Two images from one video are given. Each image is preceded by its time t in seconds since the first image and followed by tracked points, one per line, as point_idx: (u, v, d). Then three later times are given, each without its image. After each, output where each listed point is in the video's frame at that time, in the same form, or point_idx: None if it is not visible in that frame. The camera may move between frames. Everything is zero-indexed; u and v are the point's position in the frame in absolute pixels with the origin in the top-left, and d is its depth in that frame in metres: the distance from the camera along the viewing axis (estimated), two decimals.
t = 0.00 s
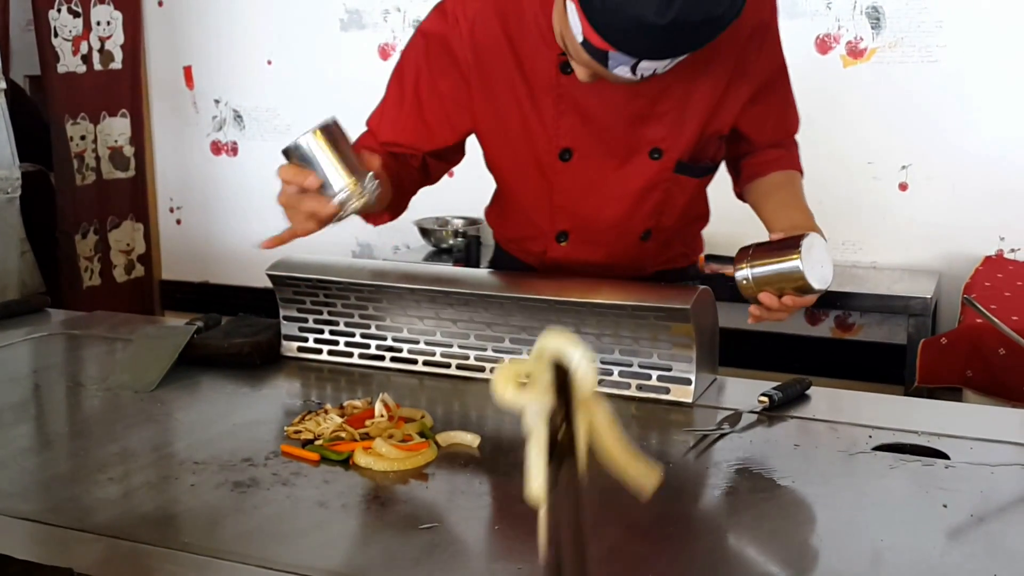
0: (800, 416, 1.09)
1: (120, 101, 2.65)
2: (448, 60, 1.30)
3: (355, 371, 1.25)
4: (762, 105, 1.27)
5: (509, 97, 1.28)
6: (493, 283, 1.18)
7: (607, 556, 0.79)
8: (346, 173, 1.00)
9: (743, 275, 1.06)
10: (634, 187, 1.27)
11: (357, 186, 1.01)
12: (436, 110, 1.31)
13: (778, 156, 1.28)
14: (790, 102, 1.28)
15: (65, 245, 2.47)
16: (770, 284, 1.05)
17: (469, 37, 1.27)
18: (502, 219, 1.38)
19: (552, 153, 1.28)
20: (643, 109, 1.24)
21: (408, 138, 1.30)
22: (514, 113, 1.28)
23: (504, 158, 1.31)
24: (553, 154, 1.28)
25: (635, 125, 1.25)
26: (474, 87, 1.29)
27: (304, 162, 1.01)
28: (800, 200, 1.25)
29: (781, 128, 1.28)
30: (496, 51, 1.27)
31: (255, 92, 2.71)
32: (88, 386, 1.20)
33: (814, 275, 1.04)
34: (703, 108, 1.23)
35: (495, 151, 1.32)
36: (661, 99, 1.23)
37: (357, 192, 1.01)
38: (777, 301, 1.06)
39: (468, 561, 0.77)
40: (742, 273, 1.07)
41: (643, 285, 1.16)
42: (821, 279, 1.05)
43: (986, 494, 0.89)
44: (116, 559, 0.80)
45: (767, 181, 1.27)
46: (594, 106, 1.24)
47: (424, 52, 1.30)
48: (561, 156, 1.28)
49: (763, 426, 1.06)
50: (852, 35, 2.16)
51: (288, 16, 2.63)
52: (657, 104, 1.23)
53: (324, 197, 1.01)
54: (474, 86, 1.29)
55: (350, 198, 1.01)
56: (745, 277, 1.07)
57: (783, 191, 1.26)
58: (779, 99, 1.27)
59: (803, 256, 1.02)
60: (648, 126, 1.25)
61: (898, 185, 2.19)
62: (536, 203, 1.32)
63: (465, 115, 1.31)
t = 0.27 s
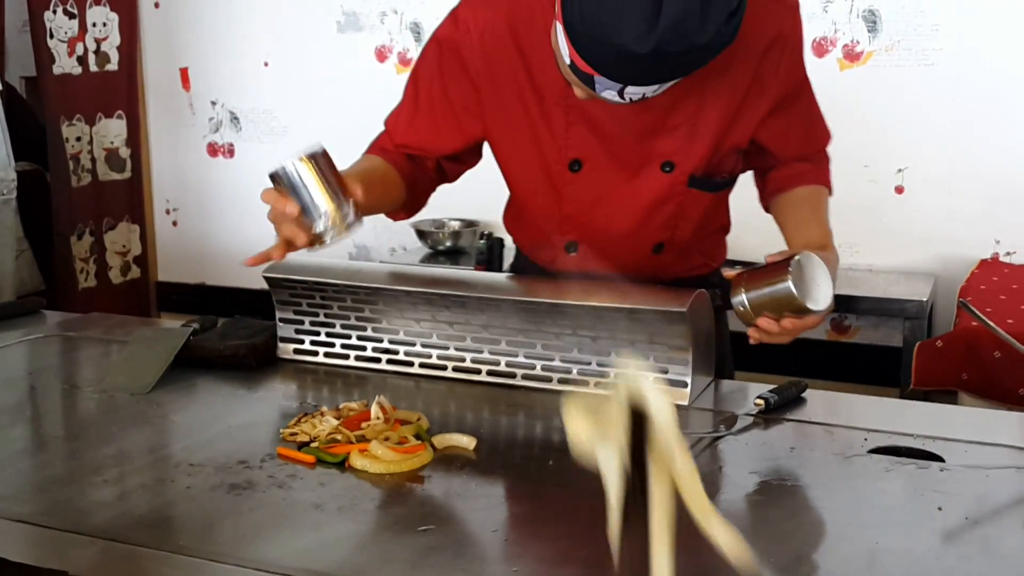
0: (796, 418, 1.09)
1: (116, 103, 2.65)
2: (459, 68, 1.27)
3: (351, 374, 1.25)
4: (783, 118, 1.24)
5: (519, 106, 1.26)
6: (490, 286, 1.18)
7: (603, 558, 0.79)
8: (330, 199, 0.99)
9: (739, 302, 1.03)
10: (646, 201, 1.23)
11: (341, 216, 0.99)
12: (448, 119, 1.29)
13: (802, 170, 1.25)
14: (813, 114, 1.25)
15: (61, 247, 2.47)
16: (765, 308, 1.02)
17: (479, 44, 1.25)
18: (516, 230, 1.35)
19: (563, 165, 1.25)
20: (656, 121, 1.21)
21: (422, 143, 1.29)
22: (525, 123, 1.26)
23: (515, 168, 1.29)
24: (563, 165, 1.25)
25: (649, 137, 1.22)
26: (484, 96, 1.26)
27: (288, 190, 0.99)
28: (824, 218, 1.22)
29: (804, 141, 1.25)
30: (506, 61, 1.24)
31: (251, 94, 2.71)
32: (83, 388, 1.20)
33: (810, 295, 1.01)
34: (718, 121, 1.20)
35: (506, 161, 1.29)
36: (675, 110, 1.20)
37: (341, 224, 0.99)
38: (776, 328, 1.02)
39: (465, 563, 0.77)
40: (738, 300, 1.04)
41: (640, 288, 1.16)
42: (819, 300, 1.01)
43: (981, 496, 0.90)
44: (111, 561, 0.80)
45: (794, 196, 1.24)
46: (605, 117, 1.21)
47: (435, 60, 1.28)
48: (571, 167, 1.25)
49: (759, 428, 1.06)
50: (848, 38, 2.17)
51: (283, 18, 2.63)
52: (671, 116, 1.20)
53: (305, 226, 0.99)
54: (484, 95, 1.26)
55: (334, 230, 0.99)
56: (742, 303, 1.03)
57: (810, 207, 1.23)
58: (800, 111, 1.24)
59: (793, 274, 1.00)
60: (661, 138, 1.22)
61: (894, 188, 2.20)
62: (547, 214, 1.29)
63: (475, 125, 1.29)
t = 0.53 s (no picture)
0: (797, 418, 1.09)
1: (116, 103, 2.65)
2: (463, 76, 1.27)
3: (352, 374, 1.25)
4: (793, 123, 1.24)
5: (525, 113, 1.25)
6: (491, 287, 1.18)
7: (604, 559, 0.79)
8: (338, 219, 1.00)
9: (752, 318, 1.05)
10: (652, 209, 1.23)
11: (350, 234, 1.01)
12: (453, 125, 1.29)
13: (815, 174, 1.26)
14: (822, 119, 1.25)
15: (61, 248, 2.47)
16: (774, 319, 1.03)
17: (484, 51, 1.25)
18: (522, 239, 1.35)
19: (568, 173, 1.24)
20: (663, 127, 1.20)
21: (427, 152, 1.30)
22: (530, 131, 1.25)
23: (519, 177, 1.28)
24: (568, 173, 1.25)
25: (656, 143, 1.21)
26: (490, 104, 1.26)
27: (295, 209, 0.99)
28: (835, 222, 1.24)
29: (815, 146, 1.25)
30: (512, 69, 1.24)
31: (251, 94, 2.71)
32: (84, 389, 1.20)
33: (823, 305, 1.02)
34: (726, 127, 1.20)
35: (511, 170, 1.28)
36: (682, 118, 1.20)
37: (350, 241, 1.01)
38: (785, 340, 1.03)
39: (465, 564, 0.77)
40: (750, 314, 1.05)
41: (640, 287, 1.16)
42: (831, 313, 1.01)
43: (983, 496, 0.89)
44: (111, 563, 0.80)
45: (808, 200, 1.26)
46: (612, 124, 1.20)
47: (439, 67, 1.27)
48: (577, 176, 1.24)
49: (761, 427, 1.06)
50: (848, 36, 2.16)
51: (283, 18, 2.63)
52: (678, 123, 1.20)
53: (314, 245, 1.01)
54: (490, 103, 1.26)
55: (343, 248, 1.01)
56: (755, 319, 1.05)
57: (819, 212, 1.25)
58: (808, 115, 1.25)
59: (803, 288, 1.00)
60: (668, 145, 1.21)
61: (894, 186, 2.20)
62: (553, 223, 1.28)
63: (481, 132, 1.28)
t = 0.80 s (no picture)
0: (800, 414, 1.09)
1: (119, 100, 2.65)
2: (456, 81, 1.26)
3: (355, 371, 1.25)
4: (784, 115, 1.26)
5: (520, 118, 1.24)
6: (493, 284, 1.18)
7: (607, 555, 0.79)
8: (358, 236, 0.99)
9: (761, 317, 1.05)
10: (651, 209, 1.24)
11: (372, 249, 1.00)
12: (447, 131, 1.28)
13: (806, 166, 1.29)
14: (813, 110, 1.27)
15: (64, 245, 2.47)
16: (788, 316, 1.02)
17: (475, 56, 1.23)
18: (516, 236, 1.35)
19: (566, 176, 1.25)
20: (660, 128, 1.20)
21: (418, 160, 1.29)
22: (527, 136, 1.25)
23: (517, 180, 1.28)
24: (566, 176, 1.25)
25: (653, 144, 1.22)
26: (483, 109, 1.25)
27: (315, 229, 0.98)
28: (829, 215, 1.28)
29: (806, 137, 1.27)
30: (505, 74, 1.23)
31: (253, 91, 2.71)
32: (87, 387, 1.20)
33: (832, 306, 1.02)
34: (723, 125, 1.21)
35: (507, 173, 1.28)
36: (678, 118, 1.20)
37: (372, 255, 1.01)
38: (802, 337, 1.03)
39: (469, 560, 0.77)
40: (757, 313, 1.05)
41: (643, 283, 1.16)
42: (839, 311, 1.02)
43: (987, 491, 0.89)
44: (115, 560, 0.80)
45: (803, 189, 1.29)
46: (610, 127, 1.20)
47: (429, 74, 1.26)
48: (575, 178, 1.24)
49: (764, 424, 1.06)
50: (851, 31, 2.16)
51: (284, 15, 2.63)
52: (676, 123, 1.20)
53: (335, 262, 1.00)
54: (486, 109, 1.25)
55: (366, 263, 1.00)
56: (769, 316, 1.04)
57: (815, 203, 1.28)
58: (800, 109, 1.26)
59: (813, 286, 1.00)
60: (665, 145, 1.22)
61: (898, 182, 2.19)
62: (551, 224, 1.29)
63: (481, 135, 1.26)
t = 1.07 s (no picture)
0: (804, 412, 1.09)
1: (122, 100, 2.65)
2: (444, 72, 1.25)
3: (358, 370, 1.25)
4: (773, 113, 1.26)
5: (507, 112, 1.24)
6: (498, 284, 1.18)
7: (611, 554, 0.78)
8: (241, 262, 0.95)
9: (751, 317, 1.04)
10: (637, 204, 1.25)
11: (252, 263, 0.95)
12: (436, 121, 1.28)
13: (790, 162, 1.28)
14: (802, 107, 1.27)
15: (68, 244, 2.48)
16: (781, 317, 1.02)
17: (463, 48, 1.23)
18: (501, 227, 1.36)
19: (553, 170, 1.25)
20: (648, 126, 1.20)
21: (415, 145, 1.28)
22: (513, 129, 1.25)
23: (504, 173, 1.28)
24: (552, 169, 1.25)
25: (641, 141, 1.22)
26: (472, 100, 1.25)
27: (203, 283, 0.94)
28: (810, 211, 1.26)
29: (793, 134, 1.27)
30: (494, 65, 1.23)
31: (256, 90, 2.71)
32: (91, 386, 1.20)
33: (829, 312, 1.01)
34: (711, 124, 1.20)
35: (494, 165, 1.28)
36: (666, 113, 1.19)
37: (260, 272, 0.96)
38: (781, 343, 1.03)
39: (472, 559, 0.77)
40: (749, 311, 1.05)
41: (646, 282, 1.16)
42: (833, 314, 1.01)
43: (991, 490, 0.89)
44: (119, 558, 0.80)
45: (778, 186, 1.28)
46: (597, 123, 1.20)
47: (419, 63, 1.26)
48: (562, 172, 1.25)
49: (767, 422, 1.06)
50: (854, 29, 2.16)
51: (286, 14, 2.63)
52: (664, 121, 1.20)
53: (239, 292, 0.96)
54: (474, 101, 1.25)
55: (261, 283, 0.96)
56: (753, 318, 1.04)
57: (796, 200, 1.27)
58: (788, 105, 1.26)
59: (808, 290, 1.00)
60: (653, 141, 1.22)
61: (901, 180, 2.19)
62: (537, 217, 1.29)
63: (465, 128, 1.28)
